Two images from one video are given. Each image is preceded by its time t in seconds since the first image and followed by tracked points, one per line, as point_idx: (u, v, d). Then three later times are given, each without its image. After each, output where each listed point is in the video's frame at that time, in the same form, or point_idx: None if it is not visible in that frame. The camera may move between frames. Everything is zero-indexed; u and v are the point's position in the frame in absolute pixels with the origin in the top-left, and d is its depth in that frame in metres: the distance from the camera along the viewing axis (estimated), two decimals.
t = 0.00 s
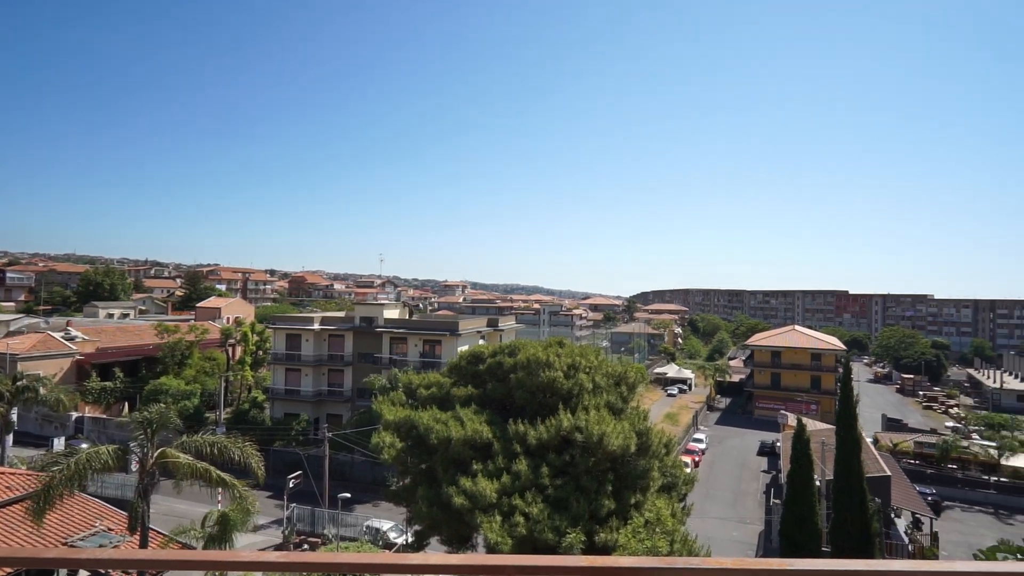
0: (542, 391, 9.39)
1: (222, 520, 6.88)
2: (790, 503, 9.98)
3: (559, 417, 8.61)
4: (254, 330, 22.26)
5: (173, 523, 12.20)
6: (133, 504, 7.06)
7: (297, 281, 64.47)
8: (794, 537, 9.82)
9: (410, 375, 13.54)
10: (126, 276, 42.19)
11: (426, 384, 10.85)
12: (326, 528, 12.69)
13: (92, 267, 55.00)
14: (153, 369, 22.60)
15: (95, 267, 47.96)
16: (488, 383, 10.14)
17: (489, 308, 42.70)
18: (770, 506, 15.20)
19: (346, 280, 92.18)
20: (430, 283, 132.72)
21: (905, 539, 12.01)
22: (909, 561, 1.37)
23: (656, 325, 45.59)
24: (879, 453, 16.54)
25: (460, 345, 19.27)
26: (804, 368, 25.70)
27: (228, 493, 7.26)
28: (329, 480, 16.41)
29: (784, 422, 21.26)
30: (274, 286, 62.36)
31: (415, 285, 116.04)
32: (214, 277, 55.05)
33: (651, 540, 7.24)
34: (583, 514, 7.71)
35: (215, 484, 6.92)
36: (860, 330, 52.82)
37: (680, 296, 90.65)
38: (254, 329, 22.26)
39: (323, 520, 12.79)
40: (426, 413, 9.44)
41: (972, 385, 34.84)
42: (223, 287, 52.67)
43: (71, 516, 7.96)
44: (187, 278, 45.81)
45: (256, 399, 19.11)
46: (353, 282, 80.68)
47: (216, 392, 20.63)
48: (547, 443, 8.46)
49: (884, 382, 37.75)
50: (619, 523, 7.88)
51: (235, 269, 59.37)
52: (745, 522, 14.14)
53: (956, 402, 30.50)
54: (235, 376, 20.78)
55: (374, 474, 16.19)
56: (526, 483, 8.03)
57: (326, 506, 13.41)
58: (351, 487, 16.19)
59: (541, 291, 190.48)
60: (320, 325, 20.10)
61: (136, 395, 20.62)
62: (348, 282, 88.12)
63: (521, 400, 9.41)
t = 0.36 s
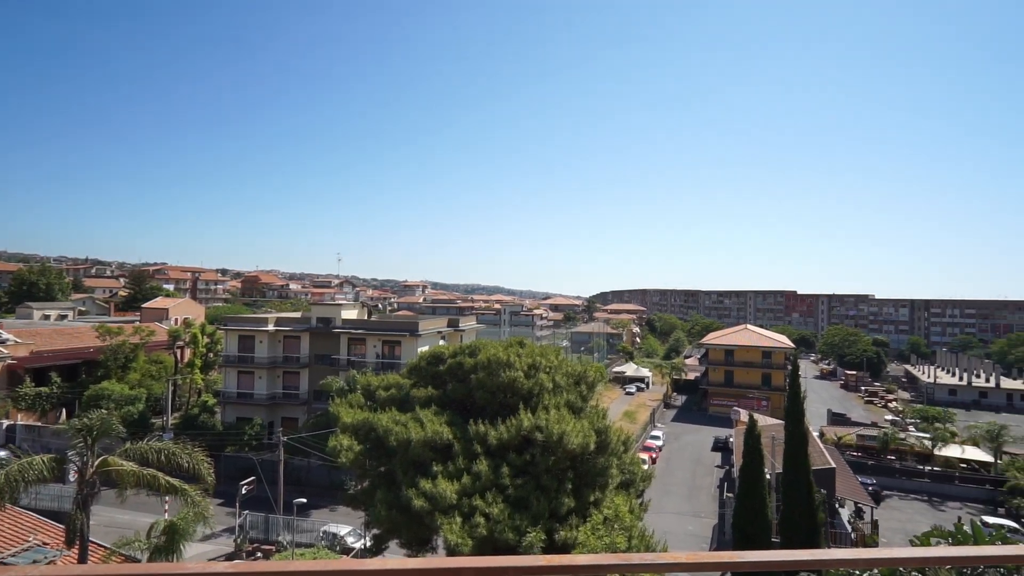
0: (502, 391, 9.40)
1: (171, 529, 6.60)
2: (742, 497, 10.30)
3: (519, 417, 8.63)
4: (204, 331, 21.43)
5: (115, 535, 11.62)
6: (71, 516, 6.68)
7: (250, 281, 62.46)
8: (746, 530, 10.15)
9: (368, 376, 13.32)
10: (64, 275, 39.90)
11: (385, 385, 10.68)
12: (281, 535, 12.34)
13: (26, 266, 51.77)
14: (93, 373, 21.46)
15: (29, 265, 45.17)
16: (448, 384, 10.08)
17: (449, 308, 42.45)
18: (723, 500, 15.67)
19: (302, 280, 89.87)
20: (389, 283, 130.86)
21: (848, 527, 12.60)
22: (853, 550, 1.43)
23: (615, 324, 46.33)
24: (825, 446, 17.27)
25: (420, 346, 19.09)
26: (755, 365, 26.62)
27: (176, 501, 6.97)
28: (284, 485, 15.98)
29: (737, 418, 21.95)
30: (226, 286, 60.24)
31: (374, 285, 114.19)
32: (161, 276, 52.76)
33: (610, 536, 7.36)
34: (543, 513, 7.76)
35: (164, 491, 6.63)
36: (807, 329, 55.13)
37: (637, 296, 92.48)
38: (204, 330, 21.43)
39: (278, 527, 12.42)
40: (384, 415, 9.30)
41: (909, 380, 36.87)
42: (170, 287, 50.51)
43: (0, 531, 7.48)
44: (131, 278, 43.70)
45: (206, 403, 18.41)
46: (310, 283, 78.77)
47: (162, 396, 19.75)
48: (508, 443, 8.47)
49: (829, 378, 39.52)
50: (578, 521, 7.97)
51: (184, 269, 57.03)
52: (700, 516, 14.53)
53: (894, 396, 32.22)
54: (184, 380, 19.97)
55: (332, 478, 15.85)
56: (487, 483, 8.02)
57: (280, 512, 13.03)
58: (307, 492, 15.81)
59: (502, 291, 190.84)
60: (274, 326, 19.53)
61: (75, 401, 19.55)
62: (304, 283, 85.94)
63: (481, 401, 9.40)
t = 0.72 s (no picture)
0: (462, 390, 9.36)
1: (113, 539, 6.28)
2: (696, 491, 10.58)
3: (479, 417, 8.60)
4: (149, 332, 20.47)
5: (49, 549, 10.97)
6: None
7: (199, 279, 60.12)
8: (700, 523, 10.44)
9: (323, 377, 13.01)
10: None
11: (341, 386, 10.45)
12: (231, 543, 11.92)
13: None
14: (25, 377, 20.15)
15: None
16: (406, 385, 9.96)
17: (408, 307, 41.95)
18: (677, 494, 16.08)
19: (254, 279, 87.05)
20: (346, 282, 128.33)
21: (795, 518, 13.13)
22: (796, 539, 1.49)
23: (574, 324, 46.83)
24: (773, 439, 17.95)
25: (377, 346, 18.77)
26: (709, 362, 27.42)
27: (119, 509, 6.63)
28: (234, 491, 15.45)
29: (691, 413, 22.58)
30: (172, 284, 57.71)
31: (330, 284, 111.74)
32: (101, 274, 50.08)
33: (568, 533, 7.45)
34: (502, 512, 7.78)
35: (105, 499, 6.30)
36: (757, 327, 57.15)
37: (596, 295, 93.72)
38: (149, 331, 20.48)
39: (228, 534, 11.99)
40: (341, 417, 9.11)
41: (850, 375, 38.76)
42: (111, 286, 48.02)
43: None
44: (68, 276, 41.26)
45: (150, 407, 17.60)
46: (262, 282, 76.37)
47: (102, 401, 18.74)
48: (467, 443, 8.44)
49: (777, 375, 41.08)
50: (537, 518, 8.02)
51: (126, 267, 54.31)
52: (655, 510, 14.86)
53: (838, 391, 33.79)
54: (127, 383, 19.02)
55: (285, 482, 15.43)
56: (446, 484, 7.96)
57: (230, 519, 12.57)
58: (259, 498, 15.34)
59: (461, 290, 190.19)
60: (224, 327, 18.83)
61: (4, 407, 18.32)
62: (257, 282, 83.24)
63: (440, 401, 9.33)
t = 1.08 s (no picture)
0: (420, 390, 9.26)
1: (47, 552, 5.90)
2: (652, 485, 10.82)
3: (438, 416, 8.53)
4: (88, 333, 19.40)
5: None
6: None
7: (143, 277, 57.39)
8: (655, 516, 10.69)
9: (277, 378, 12.64)
10: None
11: (296, 387, 10.16)
12: (177, 552, 11.43)
13: None
14: None
15: None
16: (363, 385, 9.78)
17: (366, 306, 41.22)
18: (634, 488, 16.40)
19: (203, 277, 83.70)
20: (300, 280, 125.01)
21: (745, 508, 13.61)
22: (743, 529, 1.53)
23: (533, 322, 47.10)
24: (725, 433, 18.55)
25: (334, 345, 18.36)
26: (664, 360, 28.08)
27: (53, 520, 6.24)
28: (180, 498, 14.84)
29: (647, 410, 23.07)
30: (114, 282, 54.87)
31: (283, 283, 108.58)
32: (34, 271, 47.11)
33: (527, 531, 7.49)
34: (461, 511, 7.75)
35: (38, 509, 5.92)
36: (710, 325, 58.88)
37: (555, 294, 94.55)
38: (88, 332, 19.40)
39: (174, 542, 11.50)
40: (295, 419, 8.87)
41: (796, 371, 40.44)
42: (45, 284, 45.27)
43: None
44: None
45: (89, 412, 16.68)
46: (212, 279, 73.60)
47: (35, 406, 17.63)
48: (425, 443, 8.36)
49: (729, 371, 42.44)
50: (496, 517, 8.03)
51: (63, 264, 51.32)
52: (612, 505, 15.12)
53: (785, 386, 35.22)
54: (63, 387, 17.95)
55: (235, 488, 14.92)
56: (404, 484, 7.87)
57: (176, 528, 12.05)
58: (207, 504, 14.78)
59: (420, 289, 188.42)
60: (170, 327, 18.02)
61: None
62: (206, 279, 80.27)
63: (399, 401, 9.21)
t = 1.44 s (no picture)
0: (379, 392, 9.11)
1: None
2: (611, 483, 10.97)
3: (396, 419, 8.41)
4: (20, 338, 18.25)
5: None
6: None
7: (82, 278, 54.38)
8: (613, 513, 10.85)
9: (228, 382, 12.20)
10: None
11: (248, 391, 9.81)
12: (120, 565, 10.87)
13: None
14: None
15: None
16: (320, 388, 9.55)
17: (322, 307, 40.30)
18: (592, 486, 16.61)
19: (149, 277, 80.03)
20: (253, 281, 121.14)
21: (700, 503, 14.00)
22: (698, 524, 1.56)
23: (493, 322, 47.11)
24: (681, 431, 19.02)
25: (289, 347, 17.87)
26: (622, 359, 28.59)
27: None
28: (123, 509, 14.13)
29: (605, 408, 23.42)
30: (49, 283, 51.81)
31: (235, 283, 104.96)
32: None
33: (487, 531, 7.50)
34: (421, 514, 7.67)
35: None
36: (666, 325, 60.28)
37: (515, 295, 94.79)
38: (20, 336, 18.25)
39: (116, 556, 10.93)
40: (246, 424, 8.56)
41: (747, 368, 41.88)
42: None
43: None
44: None
45: (22, 420, 15.69)
46: (159, 279, 70.49)
47: None
48: (384, 446, 8.22)
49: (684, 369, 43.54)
50: (456, 519, 7.99)
51: None
52: (572, 503, 15.28)
53: (737, 383, 36.42)
54: None
55: (184, 496, 14.33)
56: (361, 488, 7.72)
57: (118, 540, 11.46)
58: (152, 515, 14.12)
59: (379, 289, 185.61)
60: (113, 329, 17.14)
61: None
62: (152, 279, 76.71)
63: (357, 404, 9.04)
